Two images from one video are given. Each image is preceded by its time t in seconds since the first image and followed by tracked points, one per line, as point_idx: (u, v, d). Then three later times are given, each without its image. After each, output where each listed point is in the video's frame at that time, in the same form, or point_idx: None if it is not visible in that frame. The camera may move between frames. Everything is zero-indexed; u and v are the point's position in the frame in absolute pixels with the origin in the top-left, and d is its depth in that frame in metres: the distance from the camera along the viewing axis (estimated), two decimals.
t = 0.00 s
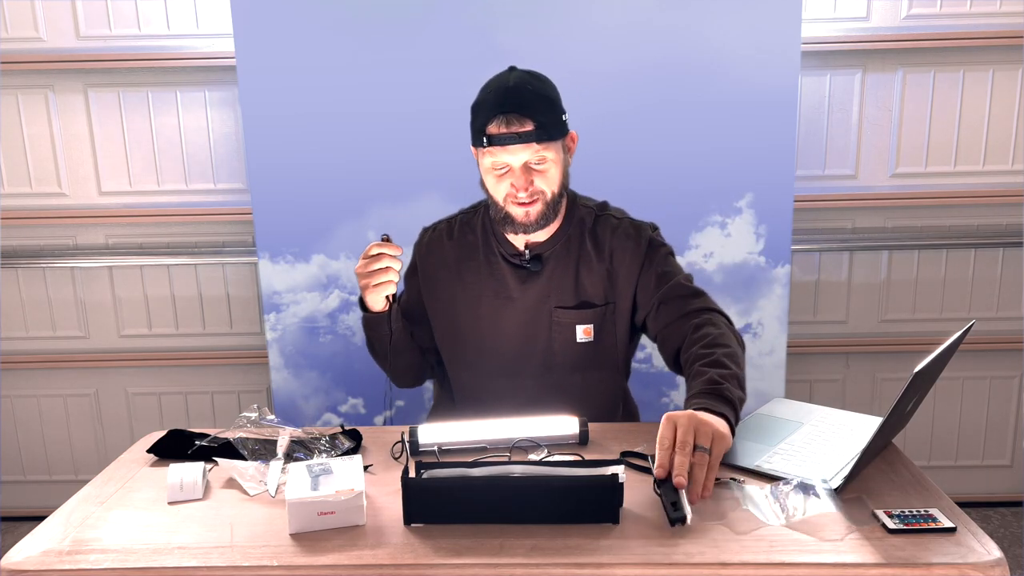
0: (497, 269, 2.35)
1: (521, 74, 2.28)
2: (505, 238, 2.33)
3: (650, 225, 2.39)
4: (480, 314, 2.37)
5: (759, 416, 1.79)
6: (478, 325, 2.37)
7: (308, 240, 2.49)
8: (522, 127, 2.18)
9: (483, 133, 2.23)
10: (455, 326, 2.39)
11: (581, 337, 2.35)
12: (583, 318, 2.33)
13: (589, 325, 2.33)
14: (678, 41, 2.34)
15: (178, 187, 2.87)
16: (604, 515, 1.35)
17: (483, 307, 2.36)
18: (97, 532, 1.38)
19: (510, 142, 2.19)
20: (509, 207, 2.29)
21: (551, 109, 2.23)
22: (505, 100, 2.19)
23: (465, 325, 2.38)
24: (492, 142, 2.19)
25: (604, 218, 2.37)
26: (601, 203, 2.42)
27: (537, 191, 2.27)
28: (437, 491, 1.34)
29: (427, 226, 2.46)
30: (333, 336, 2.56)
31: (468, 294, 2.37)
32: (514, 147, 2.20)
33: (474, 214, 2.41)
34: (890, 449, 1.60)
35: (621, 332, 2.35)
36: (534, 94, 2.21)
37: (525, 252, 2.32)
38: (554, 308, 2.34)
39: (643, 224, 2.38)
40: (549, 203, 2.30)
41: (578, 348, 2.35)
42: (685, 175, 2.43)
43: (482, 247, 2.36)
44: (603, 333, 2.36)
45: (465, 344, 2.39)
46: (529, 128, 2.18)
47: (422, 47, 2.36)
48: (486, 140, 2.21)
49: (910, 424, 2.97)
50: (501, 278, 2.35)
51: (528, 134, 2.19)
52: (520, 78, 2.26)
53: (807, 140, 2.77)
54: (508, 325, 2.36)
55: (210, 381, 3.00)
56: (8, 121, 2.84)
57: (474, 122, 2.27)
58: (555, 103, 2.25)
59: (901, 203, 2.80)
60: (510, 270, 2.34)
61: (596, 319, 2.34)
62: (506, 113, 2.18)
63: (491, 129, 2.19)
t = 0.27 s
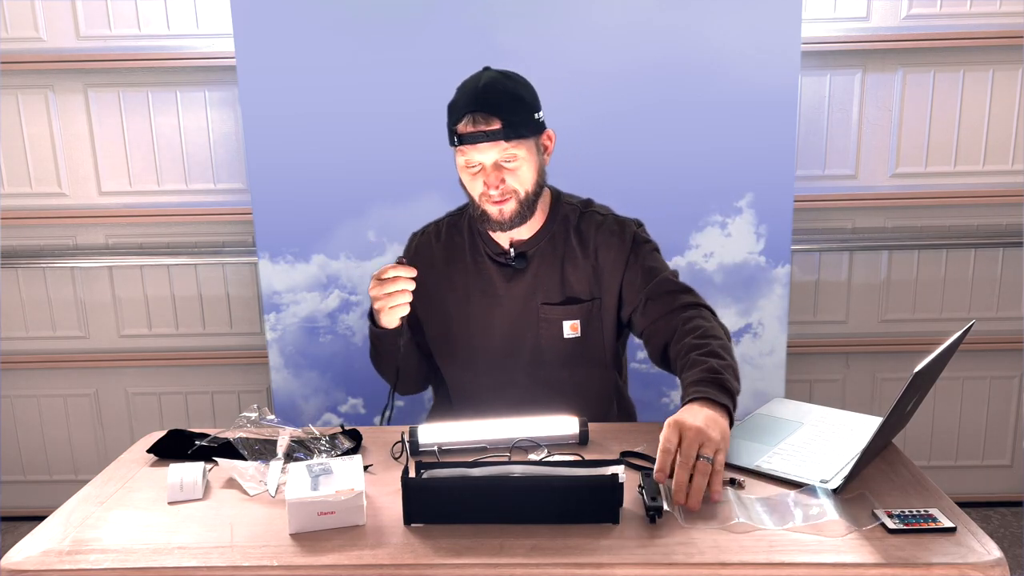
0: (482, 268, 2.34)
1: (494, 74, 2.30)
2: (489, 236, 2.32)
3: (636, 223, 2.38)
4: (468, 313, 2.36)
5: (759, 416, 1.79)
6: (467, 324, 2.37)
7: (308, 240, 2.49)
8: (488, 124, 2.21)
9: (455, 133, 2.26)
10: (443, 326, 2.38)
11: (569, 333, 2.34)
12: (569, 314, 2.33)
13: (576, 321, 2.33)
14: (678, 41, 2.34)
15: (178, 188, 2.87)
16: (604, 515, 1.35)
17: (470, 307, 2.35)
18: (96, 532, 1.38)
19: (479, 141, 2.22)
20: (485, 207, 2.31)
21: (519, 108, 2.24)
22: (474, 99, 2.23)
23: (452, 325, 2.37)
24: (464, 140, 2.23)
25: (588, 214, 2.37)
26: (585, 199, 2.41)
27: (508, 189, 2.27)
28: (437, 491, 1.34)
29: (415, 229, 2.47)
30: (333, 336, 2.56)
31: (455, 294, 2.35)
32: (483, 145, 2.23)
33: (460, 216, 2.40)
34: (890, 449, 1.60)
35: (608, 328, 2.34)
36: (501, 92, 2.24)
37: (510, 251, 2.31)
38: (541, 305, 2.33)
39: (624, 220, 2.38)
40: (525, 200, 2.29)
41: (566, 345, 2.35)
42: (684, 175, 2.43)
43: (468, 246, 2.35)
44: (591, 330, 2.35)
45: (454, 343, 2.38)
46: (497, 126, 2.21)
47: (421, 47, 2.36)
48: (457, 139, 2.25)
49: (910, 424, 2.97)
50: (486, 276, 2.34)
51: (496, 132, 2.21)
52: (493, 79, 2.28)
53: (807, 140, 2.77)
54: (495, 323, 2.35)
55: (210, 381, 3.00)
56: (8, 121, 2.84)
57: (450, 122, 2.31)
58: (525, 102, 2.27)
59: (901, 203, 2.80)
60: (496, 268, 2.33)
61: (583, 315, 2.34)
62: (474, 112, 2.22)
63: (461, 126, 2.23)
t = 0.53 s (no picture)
0: (479, 268, 2.42)
1: (478, 74, 2.35)
2: (483, 237, 2.40)
3: (629, 221, 2.45)
4: (466, 313, 2.43)
5: (759, 416, 1.79)
6: (466, 324, 2.43)
7: (308, 240, 2.49)
8: (469, 124, 2.33)
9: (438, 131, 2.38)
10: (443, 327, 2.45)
11: (565, 329, 2.43)
12: (565, 311, 2.41)
13: (572, 317, 2.42)
14: (678, 41, 2.34)
15: (178, 188, 2.87)
16: (604, 515, 1.35)
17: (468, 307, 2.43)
18: (96, 532, 1.38)
19: (460, 140, 2.34)
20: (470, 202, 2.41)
21: (501, 105, 2.32)
22: (455, 99, 2.33)
23: (450, 326, 2.44)
24: (446, 139, 2.35)
25: (582, 211, 2.43)
26: (576, 199, 2.44)
27: (492, 185, 2.37)
28: (437, 491, 1.34)
29: (410, 234, 2.48)
30: (333, 336, 2.56)
31: (453, 295, 2.43)
32: (465, 144, 2.34)
33: (452, 219, 2.44)
34: (890, 449, 1.60)
35: (603, 324, 2.43)
36: (483, 91, 2.32)
37: (504, 250, 2.39)
38: (538, 303, 2.41)
39: (624, 219, 2.45)
40: (509, 197, 2.39)
41: (564, 341, 2.43)
42: (684, 175, 2.43)
43: (464, 247, 2.43)
44: (586, 325, 2.43)
45: (454, 343, 2.45)
46: (477, 125, 2.32)
47: (421, 47, 2.36)
48: (440, 139, 2.37)
49: (910, 425, 2.97)
50: (483, 277, 2.42)
51: (477, 131, 2.33)
52: (475, 79, 2.34)
53: (807, 140, 2.77)
54: (494, 322, 2.42)
55: (210, 381, 3.00)
56: (8, 120, 2.84)
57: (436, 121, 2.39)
58: (508, 100, 2.34)
59: (901, 203, 2.80)
60: (492, 268, 2.41)
61: (578, 311, 2.42)
62: (455, 112, 2.33)
63: (443, 127, 2.35)
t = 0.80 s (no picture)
0: (472, 268, 2.42)
1: (466, 75, 2.35)
2: (477, 236, 2.40)
3: (622, 223, 2.45)
4: (459, 313, 2.43)
5: (759, 416, 1.79)
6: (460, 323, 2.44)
7: (307, 240, 2.49)
8: (457, 122, 2.33)
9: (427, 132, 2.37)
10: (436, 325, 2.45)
11: (558, 328, 2.43)
12: (558, 310, 2.41)
13: (565, 316, 2.42)
14: (678, 41, 2.34)
15: (178, 188, 2.87)
16: (604, 515, 1.35)
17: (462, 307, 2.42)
18: (96, 532, 1.38)
19: (449, 139, 2.34)
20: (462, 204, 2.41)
21: (488, 103, 2.32)
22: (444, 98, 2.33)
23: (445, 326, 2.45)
24: (435, 139, 2.35)
25: (575, 212, 2.42)
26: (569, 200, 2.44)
27: (482, 182, 2.37)
28: (437, 491, 1.34)
29: (406, 234, 2.49)
30: (333, 336, 2.56)
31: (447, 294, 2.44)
32: (453, 142, 2.34)
33: (447, 218, 2.44)
34: (890, 449, 1.60)
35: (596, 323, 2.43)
36: (470, 91, 2.32)
37: (497, 250, 2.39)
38: (531, 303, 2.41)
39: (615, 220, 2.44)
40: (500, 194, 2.38)
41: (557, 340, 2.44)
42: (684, 175, 2.43)
43: (458, 247, 2.42)
44: (579, 324, 2.44)
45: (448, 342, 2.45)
46: (465, 123, 2.32)
47: (421, 47, 2.36)
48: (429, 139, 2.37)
49: (910, 425, 2.97)
50: (476, 276, 2.42)
51: (465, 129, 2.33)
52: (463, 79, 2.34)
53: (807, 140, 2.77)
54: (488, 321, 2.42)
55: (210, 381, 3.00)
56: (7, 120, 2.83)
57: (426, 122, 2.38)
58: (495, 99, 2.34)
59: (901, 203, 2.80)
60: (486, 267, 2.41)
61: (571, 311, 2.43)
62: (443, 110, 2.33)
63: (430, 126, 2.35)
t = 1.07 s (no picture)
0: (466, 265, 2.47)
1: (464, 74, 2.36)
2: (472, 235, 2.44)
3: (607, 215, 2.45)
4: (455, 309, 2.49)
5: (759, 416, 1.79)
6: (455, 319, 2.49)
7: (307, 240, 2.49)
8: (453, 121, 2.36)
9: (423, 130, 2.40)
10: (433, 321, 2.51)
11: (549, 325, 2.46)
12: (549, 308, 2.44)
13: (556, 313, 2.45)
14: (678, 41, 2.34)
15: (178, 187, 2.87)
16: (604, 515, 1.35)
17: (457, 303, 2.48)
18: (96, 532, 1.38)
19: (445, 137, 2.38)
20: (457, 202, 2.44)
21: (484, 103, 2.35)
22: (441, 97, 2.36)
23: (441, 323, 2.50)
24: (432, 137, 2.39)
25: (567, 211, 2.43)
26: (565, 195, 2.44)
27: (477, 181, 2.41)
28: (437, 492, 1.34)
29: (404, 234, 2.49)
30: (333, 335, 2.56)
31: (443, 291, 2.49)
32: (449, 140, 2.38)
33: (443, 218, 2.46)
34: (890, 449, 1.60)
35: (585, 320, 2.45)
36: (467, 91, 2.35)
37: (491, 249, 2.43)
38: (522, 300, 2.45)
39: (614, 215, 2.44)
40: (495, 193, 2.41)
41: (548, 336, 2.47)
42: (684, 175, 2.43)
43: (453, 245, 2.46)
44: (571, 321, 2.46)
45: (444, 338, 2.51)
46: (461, 122, 2.36)
47: (422, 47, 2.36)
48: (427, 138, 2.40)
49: (910, 425, 2.97)
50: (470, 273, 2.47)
51: (461, 127, 2.37)
52: (459, 80, 2.35)
53: (807, 140, 2.77)
54: (481, 318, 2.47)
55: (210, 381, 3.00)
56: (7, 120, 2.83)
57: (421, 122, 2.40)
58: (491, 99, 2.36)
59: (901, 203, 2.80)
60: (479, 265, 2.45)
61: (562, 307, 2.45)
62: (440, 109, 2.37)
63: (428, 125, 2.39)
